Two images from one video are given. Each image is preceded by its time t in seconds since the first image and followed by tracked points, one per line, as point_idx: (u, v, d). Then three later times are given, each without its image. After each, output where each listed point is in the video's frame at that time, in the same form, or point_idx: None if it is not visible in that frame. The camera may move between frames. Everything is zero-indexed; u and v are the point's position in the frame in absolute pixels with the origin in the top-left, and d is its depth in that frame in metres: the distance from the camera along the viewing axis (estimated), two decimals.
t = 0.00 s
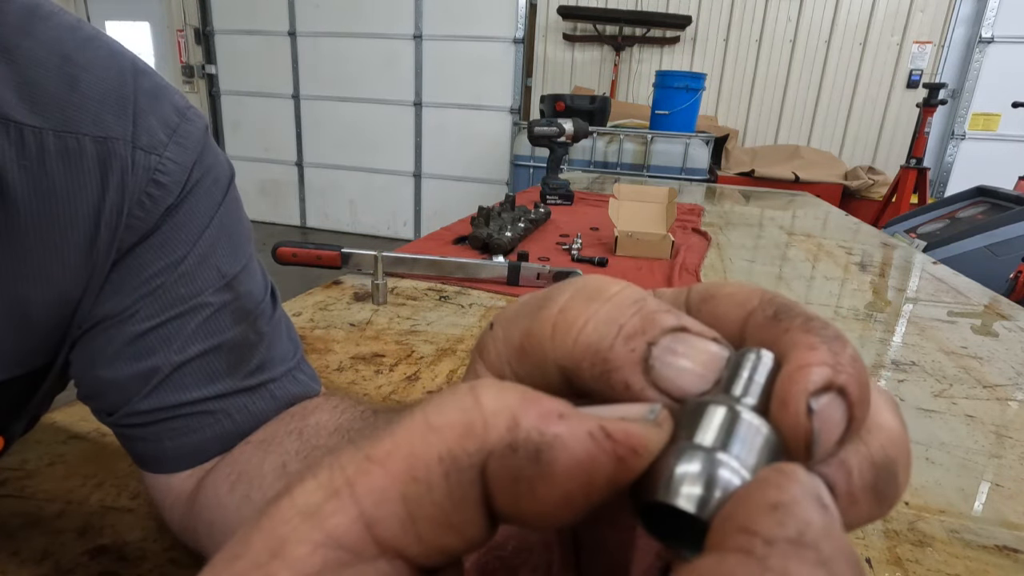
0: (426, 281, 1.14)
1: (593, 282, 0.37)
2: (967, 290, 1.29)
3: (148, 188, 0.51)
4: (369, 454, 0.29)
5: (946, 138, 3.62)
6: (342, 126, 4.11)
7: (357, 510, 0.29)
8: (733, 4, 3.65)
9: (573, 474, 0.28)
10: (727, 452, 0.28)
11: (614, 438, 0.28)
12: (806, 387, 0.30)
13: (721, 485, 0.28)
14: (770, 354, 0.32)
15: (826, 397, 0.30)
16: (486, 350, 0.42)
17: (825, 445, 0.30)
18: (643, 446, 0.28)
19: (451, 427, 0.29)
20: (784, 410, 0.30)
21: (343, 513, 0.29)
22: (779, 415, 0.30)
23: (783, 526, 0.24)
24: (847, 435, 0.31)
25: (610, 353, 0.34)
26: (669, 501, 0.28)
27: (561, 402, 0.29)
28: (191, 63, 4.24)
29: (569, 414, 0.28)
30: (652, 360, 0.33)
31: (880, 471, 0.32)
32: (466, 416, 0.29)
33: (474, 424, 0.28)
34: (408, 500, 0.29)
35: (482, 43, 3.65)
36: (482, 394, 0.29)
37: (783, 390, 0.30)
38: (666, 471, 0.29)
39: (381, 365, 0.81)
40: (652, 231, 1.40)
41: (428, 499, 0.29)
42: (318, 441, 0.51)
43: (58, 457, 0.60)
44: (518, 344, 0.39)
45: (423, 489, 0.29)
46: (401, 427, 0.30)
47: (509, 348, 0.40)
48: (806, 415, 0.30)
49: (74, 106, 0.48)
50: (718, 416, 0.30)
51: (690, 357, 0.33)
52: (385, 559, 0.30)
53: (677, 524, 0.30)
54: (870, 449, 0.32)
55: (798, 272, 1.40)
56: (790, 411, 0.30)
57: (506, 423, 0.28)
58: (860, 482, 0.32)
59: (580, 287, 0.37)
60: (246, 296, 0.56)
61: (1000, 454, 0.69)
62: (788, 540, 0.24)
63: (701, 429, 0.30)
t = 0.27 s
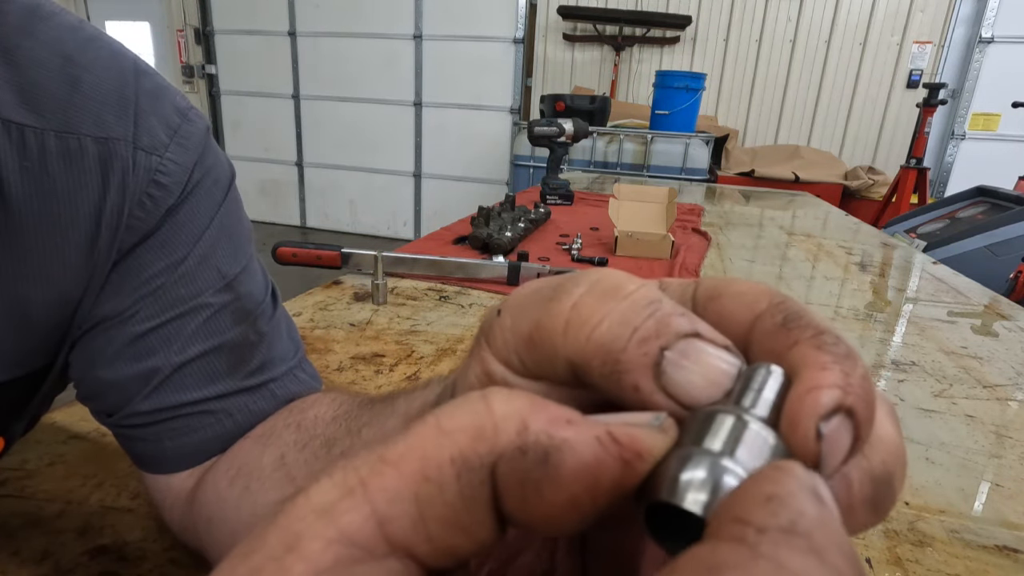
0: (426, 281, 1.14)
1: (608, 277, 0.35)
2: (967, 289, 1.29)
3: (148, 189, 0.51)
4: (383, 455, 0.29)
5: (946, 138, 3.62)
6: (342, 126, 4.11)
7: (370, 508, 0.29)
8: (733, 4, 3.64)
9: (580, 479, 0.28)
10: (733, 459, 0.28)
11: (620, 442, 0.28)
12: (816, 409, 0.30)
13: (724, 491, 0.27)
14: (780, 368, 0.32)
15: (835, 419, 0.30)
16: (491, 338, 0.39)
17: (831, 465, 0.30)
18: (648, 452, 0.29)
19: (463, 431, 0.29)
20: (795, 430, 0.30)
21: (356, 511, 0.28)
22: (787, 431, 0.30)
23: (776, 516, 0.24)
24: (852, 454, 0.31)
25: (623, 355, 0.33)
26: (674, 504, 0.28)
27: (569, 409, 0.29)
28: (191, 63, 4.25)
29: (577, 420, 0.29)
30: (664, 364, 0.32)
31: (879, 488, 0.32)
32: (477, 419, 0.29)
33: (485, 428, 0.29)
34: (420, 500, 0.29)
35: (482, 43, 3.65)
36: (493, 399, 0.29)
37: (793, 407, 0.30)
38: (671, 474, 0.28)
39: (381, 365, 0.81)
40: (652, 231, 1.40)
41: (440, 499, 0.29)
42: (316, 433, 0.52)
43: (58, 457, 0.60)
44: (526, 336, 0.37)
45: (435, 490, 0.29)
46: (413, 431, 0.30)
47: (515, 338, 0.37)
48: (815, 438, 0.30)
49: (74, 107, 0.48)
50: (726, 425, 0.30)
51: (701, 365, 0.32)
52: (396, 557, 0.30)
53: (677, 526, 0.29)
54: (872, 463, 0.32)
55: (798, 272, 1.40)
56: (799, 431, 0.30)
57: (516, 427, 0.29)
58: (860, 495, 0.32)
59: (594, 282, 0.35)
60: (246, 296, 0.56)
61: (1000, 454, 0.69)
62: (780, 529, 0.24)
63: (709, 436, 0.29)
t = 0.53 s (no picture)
0: (426, 281, 1.14)
1: (620, 279, 0.35)
2: (967, 290, 1.29)
3: (149, 189, 0.51)
4: (393, 458, 0.29)
5: (946, 138, 3.62)
6: (342, 126, 4.11)
7: (379, 508, 0.28)
8: (733, 4, 3.64)
9: (585, 483, 0.28)
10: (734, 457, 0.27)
11: (624, 447, 0.29)
12: (822, 418, 0.29)
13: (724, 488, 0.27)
14: (785, 376, 0.32)
15: (840, 430, 0.29)
16: (500, 333, 0.39)
17: (834, 476, 0.29)
18: (652, 456, 0.29)
19: (472, 436, 0.29)
20: (800, 439, 0.29)
21: (366, 511, 0.28)
22: (794, 436, 0.29)
23: (756, 492, 0.24)
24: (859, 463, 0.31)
25: (633, 357, 0.33)
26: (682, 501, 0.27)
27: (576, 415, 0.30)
28: (191, 63, 4.24)
29: (583, 426, 0.29)
30: (673, 368, 0.32)
31: (881, 497, 0.33)
32: (487, 425, 0.29)
33: (495, 433, 0.29)
34: (428, 502, 0.29)
35: (482, 43, 3.65)
36: (503, 408, 0.30)
37: (799, 415, 0.30)
38: (671, 473, 0.28)
39: (381, 365, 0.81)
40: (652, 231, 1.40)
41: (448, 501, 0.29)
42: (317, 430, 0.52)
43: (58, 457, 0.60)
44: (536, 332, 0.37)
45: (444, 492, 0.29)
46: (424, 434, 0.30)
47: (526, 334, 0.37)
48: (822, 448, 0.29)
49: (74, 107, 0.48)
50: (734, 425, 0.29)
51: (711, 370, 0.32)
52: (401, 558, 0.29)
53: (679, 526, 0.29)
54: (875, 471, 0.32)
55: (798, 272, 1.40)
56: (806, 440, 0.29)
57: (523, 432, 0.29)
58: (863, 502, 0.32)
59: (606, 283, 0.35)
60: (247, 296, 0.56)
61: (1000, 454, 0.69)
62: (762, 505, 0.24)
63: (717, 437, 0.29)
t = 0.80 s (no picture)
0: (426, 280, 1.14)
1: (624, 277, 0.35)
2: (967, 290, 1.29)
3: (148, 190, 0.51)
4: (395, 463, 0.29)
5: (946, 138, 3.62)
6: (342, 126, 4.11)
7: (380, 514, 0.28)
8: (733, 4, 3.65)
9: (586, 486, 0.28)
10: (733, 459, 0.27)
11: (625, 453, 0.29)
12: (821, 421, 0.30)
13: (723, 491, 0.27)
14: (786, 379, 0.31)
15: (838, 434, 0.30)
16: (502, 328, 0.39)
17: (832, 477, 0.30)
18: (651, 460, 0.30)
19: (473, 441, 0.29)
20: (800, 440, 0.30)
21: (368, 517, 0.28)
22: (792, 439, 0.30)
23: (760, 503, 0.24)
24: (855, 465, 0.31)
25: (633, 354, 0.33)
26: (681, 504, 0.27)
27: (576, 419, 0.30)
28: (191, 63, 4.25)
29: (583, 431, 0.30)
30: (673, 368, 0.32)
31: (865, 500, 0.33)
32: (487, 429, 0.29)
33: (495, 438, 0.29)
34: (429, 508, 0.29)
35: (482, 43, 3.65)
36: (502, 411, 0.30)
37: (798, 419, 0.30)
38: (670, 476, 0.28)
39: (381, 365, 0.81)
40: (652, 231, 1.40)
41: (447, 507, 0.29)
42: (317, 426, 0.52)
43: (58, 457, 0.60)
44: (539, 328, 0.36)
45: (445, 498, 0.29)
46: (425, 438, 0.30)
47: (528, 330, 0.37)
48: (820, 450, 0.29)
49: (74, 108, 0.48)
50: (733, 427, 0.29)
51: (711, 370, 0.32)
52: (401, 566, 0.29)
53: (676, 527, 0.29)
54: (863, 479, 0.33)
55: (798, 272, 1.40)
56: (804, 442, 0.30)
57: (524, 437, 0.29)
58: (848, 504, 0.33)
59: (610, 281, 0.35)
60: (246, 296, 0.56)
61: (1000, 454, 0.69)
62: (766, 517, 0.24)
63: (715, 439, 0.29)
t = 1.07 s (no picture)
0: (426, 281, 1.14)
1: (616, 278, 0.35)
2: (967, 290, 1.29)
3: (148, 189, 0.51)
4: (385, 473, 0.29)
5: (946, 138, 3.62)
6: (341, 126, 4.11)
7: (371, 527, 0.28)
8: (733, 4, 3.64)
9: (584, 492, 0.28)
10: (737, 470, 0.28)
11: (624, 455, 0.29)
12: (820, 420, 0.30)
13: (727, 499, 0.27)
14: (783, 374, 0.32)
15: (838, 432, 0.30)
16: (494, 330, 0.38)
17: (833, 475, 0.30)
18: (652, 465, 0.29)
19: (465, 446, 0.29)
20: (799, 440, 0.30)
21: (358, 531, 0.27)
22: (791, 442, 0.30)
23: (782, 536, 0.24)
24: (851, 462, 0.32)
25: (625, 357, 0.32)
26: (679, 513, 0.28)
27: (572, 419, 0.29)
28: (191, 63, 4.25)
29: (580, 432, 0.29)
30: (666, 370, 0.32)
31: (856, 501, 0.34)
32: (479, 434, 0.29)
33: (488, 444, 0.29)
34: (421, 519, 0.28)
35: (482, 43, 3.65)
36: (495, 413, 0.29)
37: (796, 419, 0.31)
38: (674, 484, 0.28)
39: (381, 365, 0.81)
40: (652, 231, 1.40)
41: (440, 519, 0.29)
42: (315, 425, 0.53)
43: (58, 457, 0.60)
44: (531, 331, 0.36)
45: (437, 509, 0.28)
46: (415, 444, 0.29)
47: (520, 333, 0.37)
48: (820, 450, 0.30)
49: (74, 108, 0.48)
50: (731, 432, 0.29)
51: (706, 370, 0.32)
52: None
53: (675, 534, 0.30)
54: (853, 478, 0.34)
55: (798, 272, 1.40)
56: (803, 442, 0.30)
57: (517, 442, 0.29)
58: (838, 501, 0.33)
59: (601, 282, 0.35)
60: (246, 296, 0.56)
61: (1000, 454, 0.69)
62: (787, 551, 0.24)
63: (712, 445, 0.29)
